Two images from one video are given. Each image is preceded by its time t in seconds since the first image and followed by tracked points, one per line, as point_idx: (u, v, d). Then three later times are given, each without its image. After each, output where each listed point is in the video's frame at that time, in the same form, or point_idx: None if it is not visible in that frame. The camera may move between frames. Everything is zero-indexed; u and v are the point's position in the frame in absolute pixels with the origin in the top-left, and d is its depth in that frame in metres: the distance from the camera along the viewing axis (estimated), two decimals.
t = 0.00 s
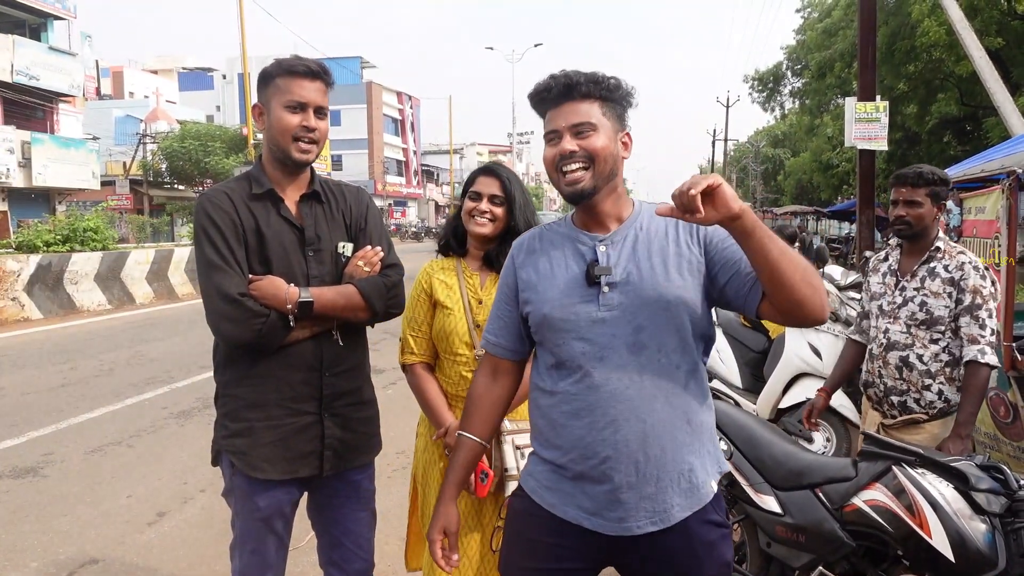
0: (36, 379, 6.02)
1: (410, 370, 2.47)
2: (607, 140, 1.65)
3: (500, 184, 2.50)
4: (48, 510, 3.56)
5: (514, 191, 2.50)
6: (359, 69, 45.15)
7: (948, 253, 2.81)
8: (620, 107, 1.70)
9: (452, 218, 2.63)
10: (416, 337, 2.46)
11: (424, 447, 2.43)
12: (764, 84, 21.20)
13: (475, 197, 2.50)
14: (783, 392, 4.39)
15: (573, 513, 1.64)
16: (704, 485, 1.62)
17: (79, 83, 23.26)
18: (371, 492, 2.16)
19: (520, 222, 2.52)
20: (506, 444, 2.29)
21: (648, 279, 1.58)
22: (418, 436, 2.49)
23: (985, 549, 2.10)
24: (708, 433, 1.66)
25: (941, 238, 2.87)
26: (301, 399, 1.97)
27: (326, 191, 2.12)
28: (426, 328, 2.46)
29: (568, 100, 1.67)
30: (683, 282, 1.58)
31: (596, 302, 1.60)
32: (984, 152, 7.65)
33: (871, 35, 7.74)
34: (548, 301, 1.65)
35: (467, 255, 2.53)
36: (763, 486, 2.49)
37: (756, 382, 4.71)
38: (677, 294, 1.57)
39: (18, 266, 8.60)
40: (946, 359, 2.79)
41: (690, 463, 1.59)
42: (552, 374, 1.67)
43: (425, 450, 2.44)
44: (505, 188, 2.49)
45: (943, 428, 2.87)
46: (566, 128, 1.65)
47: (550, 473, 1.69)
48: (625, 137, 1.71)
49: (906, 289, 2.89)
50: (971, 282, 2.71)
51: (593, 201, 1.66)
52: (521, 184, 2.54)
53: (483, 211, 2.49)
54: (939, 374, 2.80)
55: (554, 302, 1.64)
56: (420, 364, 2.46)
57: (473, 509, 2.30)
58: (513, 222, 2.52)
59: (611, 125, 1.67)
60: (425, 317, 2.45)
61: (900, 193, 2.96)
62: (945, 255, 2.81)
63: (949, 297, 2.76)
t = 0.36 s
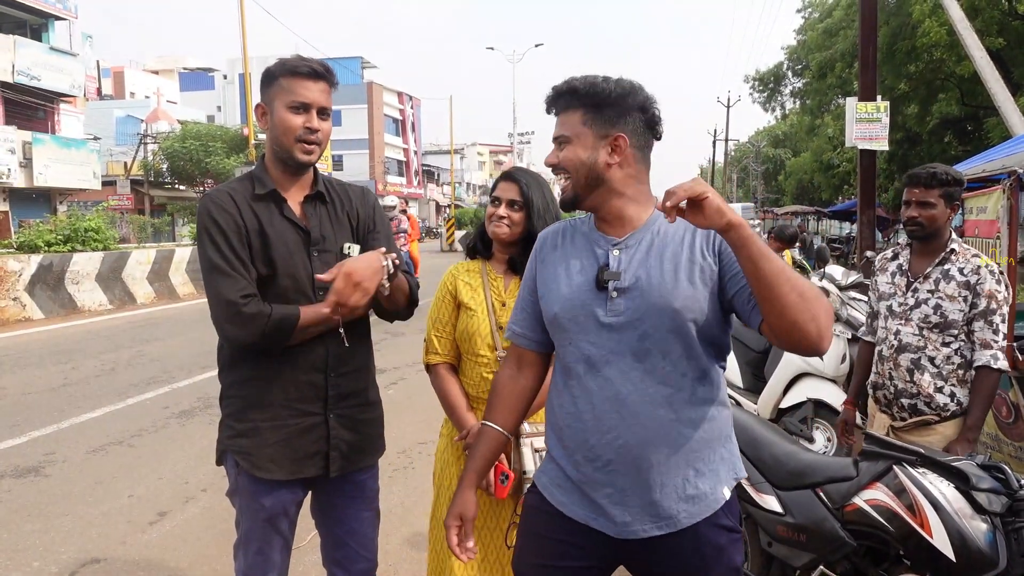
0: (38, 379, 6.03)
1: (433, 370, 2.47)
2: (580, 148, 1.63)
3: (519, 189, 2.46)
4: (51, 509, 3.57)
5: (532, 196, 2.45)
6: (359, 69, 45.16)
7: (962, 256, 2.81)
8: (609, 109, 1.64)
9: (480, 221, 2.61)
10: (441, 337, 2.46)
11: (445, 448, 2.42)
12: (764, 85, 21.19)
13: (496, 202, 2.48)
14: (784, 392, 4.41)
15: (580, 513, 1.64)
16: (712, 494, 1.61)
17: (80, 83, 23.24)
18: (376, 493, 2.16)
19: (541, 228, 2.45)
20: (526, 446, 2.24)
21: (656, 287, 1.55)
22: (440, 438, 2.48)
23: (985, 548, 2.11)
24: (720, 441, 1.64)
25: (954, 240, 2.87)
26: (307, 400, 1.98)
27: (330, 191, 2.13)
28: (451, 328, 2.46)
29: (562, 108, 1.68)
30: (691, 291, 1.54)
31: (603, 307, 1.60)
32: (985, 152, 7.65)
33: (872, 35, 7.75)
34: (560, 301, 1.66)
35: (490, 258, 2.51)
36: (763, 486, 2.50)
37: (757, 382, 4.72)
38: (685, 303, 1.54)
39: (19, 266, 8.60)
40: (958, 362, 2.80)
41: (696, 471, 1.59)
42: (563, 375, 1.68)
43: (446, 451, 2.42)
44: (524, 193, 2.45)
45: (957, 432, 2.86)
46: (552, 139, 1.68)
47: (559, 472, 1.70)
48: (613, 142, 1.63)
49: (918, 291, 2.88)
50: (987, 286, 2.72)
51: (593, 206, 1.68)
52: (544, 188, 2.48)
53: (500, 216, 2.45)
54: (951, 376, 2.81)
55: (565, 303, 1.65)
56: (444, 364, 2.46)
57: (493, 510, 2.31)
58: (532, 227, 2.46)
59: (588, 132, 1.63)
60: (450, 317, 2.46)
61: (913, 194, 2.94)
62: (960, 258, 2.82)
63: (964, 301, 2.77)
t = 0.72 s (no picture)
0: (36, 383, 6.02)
1: (442, 371, 2.51)
2: (642, 144, 1.62)
3: (535, 193, 2.45)
4: (49, 513, 3.57)
5: (547, 199, 2.45)
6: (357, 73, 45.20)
7: (960, 260, 2.82)
8: (673, 110, 1.64)
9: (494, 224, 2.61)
10: (450, 338, 2.50)
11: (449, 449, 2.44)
12: (762, 88, 21.25)
13: (510, 205, 2.48)
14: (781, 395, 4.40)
15: (591, 513, 1.65)
16: (725, 503, 1.59)
17: (77, 86, 23.14)
18: (375, 498, 2.16)
19: (555, 232, 2.45)
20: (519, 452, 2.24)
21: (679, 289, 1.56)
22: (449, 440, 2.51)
23: (983, 551, 2.12)
24: (736, 451, 1.63)
25: (952, 244, 2.86)
26: (307, 405, 1.98)
27: (333, 195, 2.14)
28: (460, 329, 2.49)
29: (619, 106, 1.67)
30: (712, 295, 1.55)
31: (627, 304, 1.61)
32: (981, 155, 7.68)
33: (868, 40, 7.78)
34: (586, 296, 1.69)
35: (504, 261, 2.51)
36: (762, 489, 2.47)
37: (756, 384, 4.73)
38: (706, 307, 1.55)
39: (17, 271, 8.59)
40: (956, 366, 2.81)
41: (707, 478, 1.58)
42: (583, 372, 1.70)
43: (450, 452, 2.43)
44: (540, 197, 2.44)
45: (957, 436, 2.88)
46: (611, 133, 1.65)
47: (574, 470, 1.71)
48: (675, 141, 1.63)
49: (916, 295, 2.89)
50: (985, 290, 2.73)
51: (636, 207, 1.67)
52: (558, 192, 2.48)
53: (516, 220, 2.45)
54: (949, 380, 2.82)
55: (591, 299, 1.67)
56: (451, 365, 2.49)
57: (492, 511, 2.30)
58: (547, 230, 2.45)
59: (655, 129, 1.62)
60: (459, 319, 2.50)
61: (909, 198, 2.95)
62: (958, 261, 2.82)
63: (962, 305, 2.78)
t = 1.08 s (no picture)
0: (30, 385, 6.01)
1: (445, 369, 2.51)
2: (699, 149, 1.64)
3: (538, 194, 2.47)
4: (42, 515, 3.56)
5: (550, 199, 2.46)
6: (353, 74, 45.16)
7: (953, 258, 2.83)
8: (713, 117, 1.69)
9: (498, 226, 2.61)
10: (452, 337, 2.50)
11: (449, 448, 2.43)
12: (757, 88, 21.28)
13: (514, 206, 2.49)
14: (777, 395, 4.41)
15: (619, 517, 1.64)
16: (753, 499, 1.62)
17: (72, 87, 23.11)
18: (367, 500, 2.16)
19: (558, 232, 2.46)
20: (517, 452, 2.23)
21: (707, 289, 1.57)
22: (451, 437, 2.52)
23: (977, 549, 2.15)
24: (761, 446, 1.65)
25: (946, 242, 2.89)
26: (297, 408, 1.98)
27: (328, 196, 2.13)
28: (461, 329, 2.49)
29: (664, 102, 1.65)
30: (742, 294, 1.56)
31: (655, 305, 1.60)
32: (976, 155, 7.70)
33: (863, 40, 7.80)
34: (605, 298, 1.66)
35: (508, 261, 2.51)
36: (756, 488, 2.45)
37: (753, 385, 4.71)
38: (741, 308, 1.56)
39: (11, 272, 8.55)
40: (950, 365, 2.81)
41: (736, 477, 1.60)
42: (604, 374, 1.67)
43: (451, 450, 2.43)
44: (543, 197, 2.46)
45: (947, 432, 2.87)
46: (664, 129, 1.63)
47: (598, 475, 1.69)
48: (712, 150, 1.68)
49: (910, 294, 2.90)
50: (976, 288, 2.74)
51: (679, 209, 1.64)
52: (561, 192, 2.49)
53: (519, 221, 2.46)
54: (944, 380, 2.83)
55: (612, 300, 1.64)
56: (454, 364, 2.50)
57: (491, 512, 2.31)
58: (549, 231, 2.45)
59: (703, 133, 1.66)
60: (460, 318, 2.49)
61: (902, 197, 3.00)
62: (951, 260, 2.83)
63: (955, 303, 2.79)
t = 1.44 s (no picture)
0: (29, 384, 6.00)
1: (445, 362, 2.46)
2: (680, 144, 1.63)
3: (552, 194, 2.44)
4: (40, 515, 3.56)
5: (563, 201, 2.43)
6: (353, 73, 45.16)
7: (949, 257, 2.83)
8: (693, 112, 1.68)
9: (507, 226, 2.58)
10: (457, 330, 2.46)
11: (450, 442, 2.41)
12: (756, 88, 21.29)
13: (527, 207, 2.46)
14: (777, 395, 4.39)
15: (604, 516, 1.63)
16: (735, 497, 1.62)
17: (71, 86, 23.08)
18: (359, 501, 2.16)
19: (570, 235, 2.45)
20: (525, 450, 2.22)
21: (691, 292, 1.57)
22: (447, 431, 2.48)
23: (976, 549, 2.14)
24: (744, 445, 1.66)
25: (942, 241, 2.89)
26: (286, 411, 1.98)
27: (320, 197, 2.12)
28: (467, 323, 2.46)
29: (646, 95, 1.64)
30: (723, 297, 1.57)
31: (639, 307, 1.60)
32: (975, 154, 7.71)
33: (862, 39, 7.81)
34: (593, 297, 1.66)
35: (518, 260, 2.50)
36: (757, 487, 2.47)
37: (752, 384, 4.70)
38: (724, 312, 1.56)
39: (10, 271, 8.54)
40: (947, 363, 2.82)
41: (720, 477, 1.60)
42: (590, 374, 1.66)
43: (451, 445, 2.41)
44: (557, 198, 2.43)
45: (947, 431, 2.87)
46: (644, 124, 1.62)
47: (583, 474, 1.68)
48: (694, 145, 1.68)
49: (905, 292, 2.90)
50: (972, 286, 2.74)
51: (659, 206, 1.64)
52: (574, 193, 2.47)
53: (531, 222, 2.44)
54: (940, 378, 2.83)
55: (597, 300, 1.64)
56: (456, 357, 2.45)
57: (492, 510, 2.30)
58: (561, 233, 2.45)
59: (683, 128, 1.65)
60: (468, 311, 2.47)
61: (898, 197, 2.99)
62: (946, 258, 2.84)
63: (950, 301, 2.80)
